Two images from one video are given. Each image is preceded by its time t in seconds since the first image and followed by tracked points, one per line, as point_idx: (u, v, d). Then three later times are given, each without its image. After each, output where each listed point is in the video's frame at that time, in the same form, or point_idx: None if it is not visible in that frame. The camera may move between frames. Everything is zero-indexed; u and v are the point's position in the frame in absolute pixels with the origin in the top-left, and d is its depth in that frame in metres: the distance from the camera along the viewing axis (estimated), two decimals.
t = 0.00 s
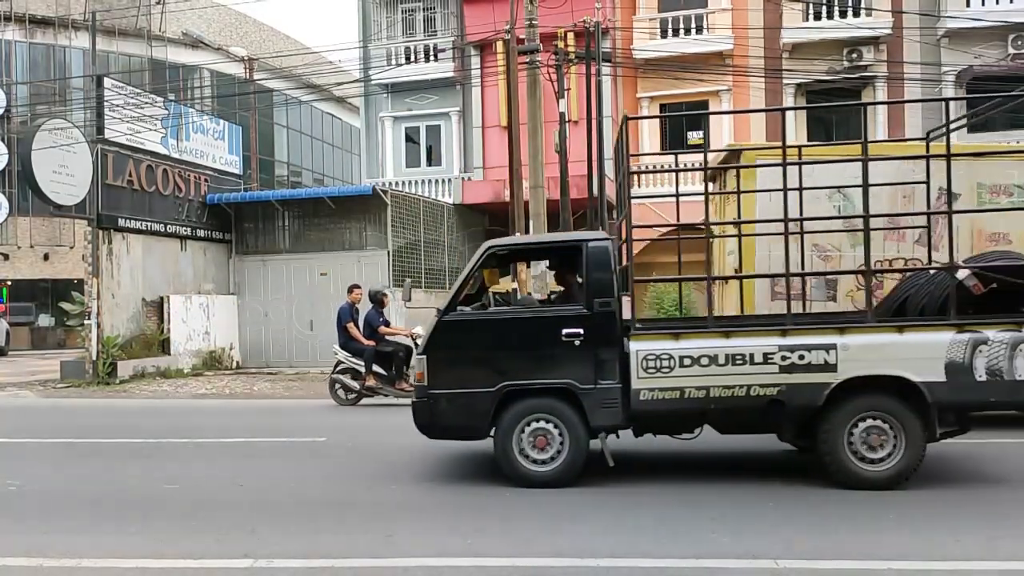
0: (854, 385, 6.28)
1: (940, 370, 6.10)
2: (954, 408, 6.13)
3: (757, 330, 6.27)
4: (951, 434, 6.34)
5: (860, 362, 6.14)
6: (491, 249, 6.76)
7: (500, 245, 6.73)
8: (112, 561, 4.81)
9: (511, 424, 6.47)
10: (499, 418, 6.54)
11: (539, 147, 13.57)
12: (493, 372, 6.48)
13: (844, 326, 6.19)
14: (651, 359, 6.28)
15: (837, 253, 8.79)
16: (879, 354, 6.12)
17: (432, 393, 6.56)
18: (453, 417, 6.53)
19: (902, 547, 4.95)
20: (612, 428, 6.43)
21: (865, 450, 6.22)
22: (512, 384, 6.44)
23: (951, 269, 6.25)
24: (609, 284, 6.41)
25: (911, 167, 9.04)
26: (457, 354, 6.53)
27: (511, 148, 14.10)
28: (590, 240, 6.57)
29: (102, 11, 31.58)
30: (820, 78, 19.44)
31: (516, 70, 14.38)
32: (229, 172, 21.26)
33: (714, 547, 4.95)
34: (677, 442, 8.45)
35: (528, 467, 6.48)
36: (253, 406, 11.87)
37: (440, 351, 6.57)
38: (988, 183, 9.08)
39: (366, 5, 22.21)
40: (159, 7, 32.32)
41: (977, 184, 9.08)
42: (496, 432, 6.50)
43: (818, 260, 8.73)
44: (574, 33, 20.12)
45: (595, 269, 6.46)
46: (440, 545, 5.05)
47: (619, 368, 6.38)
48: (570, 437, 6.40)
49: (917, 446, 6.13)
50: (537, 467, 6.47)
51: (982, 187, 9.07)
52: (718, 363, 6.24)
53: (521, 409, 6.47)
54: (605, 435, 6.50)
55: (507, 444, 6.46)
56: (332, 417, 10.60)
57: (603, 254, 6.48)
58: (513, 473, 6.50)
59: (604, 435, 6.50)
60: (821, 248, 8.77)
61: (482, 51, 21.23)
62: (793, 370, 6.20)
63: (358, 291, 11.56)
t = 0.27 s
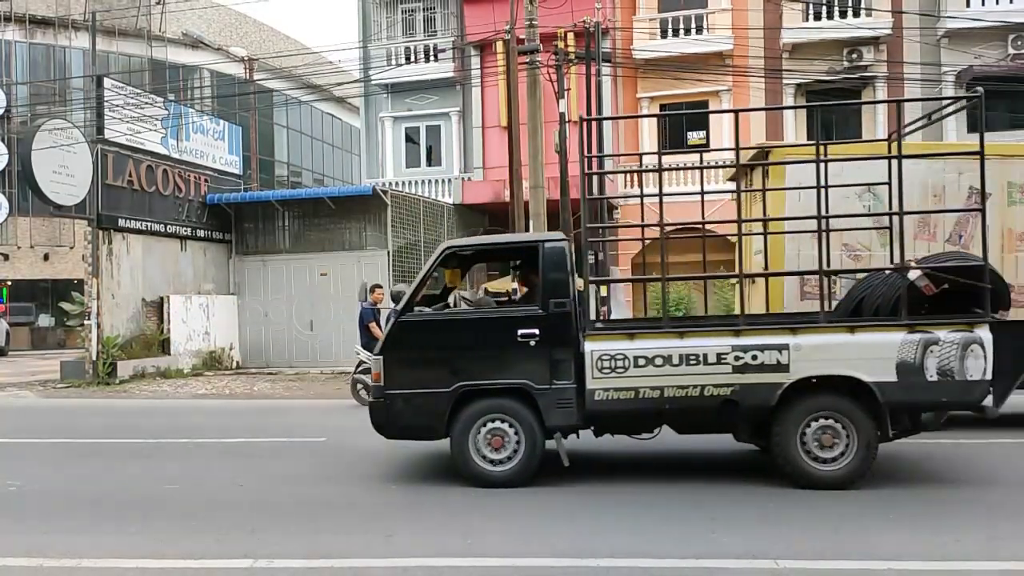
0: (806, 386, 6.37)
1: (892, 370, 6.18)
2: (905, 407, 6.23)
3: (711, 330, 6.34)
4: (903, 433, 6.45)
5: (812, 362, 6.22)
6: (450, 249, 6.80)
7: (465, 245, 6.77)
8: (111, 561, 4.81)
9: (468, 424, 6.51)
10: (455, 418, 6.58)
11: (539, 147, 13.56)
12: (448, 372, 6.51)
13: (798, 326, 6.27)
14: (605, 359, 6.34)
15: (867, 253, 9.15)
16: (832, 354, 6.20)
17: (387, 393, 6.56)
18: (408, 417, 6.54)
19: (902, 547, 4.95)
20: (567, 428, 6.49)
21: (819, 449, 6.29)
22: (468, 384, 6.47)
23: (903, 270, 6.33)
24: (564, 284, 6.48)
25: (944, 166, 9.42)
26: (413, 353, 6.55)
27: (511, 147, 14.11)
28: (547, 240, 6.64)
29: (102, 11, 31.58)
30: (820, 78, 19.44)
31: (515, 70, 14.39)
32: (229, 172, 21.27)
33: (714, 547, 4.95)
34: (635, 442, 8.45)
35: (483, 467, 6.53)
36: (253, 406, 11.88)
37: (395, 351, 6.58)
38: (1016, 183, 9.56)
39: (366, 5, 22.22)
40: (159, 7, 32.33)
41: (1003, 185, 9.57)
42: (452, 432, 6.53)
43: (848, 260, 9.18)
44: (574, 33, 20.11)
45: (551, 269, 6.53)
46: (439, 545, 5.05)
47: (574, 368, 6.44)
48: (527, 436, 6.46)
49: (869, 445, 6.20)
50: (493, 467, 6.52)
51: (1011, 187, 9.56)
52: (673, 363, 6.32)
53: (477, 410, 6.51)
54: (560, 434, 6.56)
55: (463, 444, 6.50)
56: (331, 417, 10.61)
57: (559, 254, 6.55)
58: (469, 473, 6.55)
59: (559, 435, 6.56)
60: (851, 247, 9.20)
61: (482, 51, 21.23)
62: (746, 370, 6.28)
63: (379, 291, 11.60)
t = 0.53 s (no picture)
0: (770, 386, 6.46)
1: (853, 370, 6.28)
2: (866, 407, 6.32)
3: (676, 330, 6.42)
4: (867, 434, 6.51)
5: (774, 362, 6.31)
6: (417, 249, 6.84)
7: (437, 245, 6.82)
8: (111, 561, 4.81)
9: (434, 424, 6.58)
10: (422, 418, 6.65)
11: (539, 147, 13.55)
12: (414, 372, 6.58)
13: (761, 326, 6.35)
14: (570, 359, 6.43)
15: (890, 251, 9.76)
16: (793, 354, 6.30)
17: (355, 393, 6.63)
18: (375, 417, 6.60)
19: (903, 547, 4.95)
20: (533, 428, 6.57)
21: (783, 448, 6.37)
22: (434, 384, 6.54)
23: (866, 271, 6.42)
24: (530, 284, 6.55)
25: (969, 165, 9.62)
26: (380, 353, 6.61)
27: (511, 147, 14.11)
28: (514, 240, 6.71)
29: (102, 11, 31.58)
30: (820, 78, 19.44)
31: (515, 70, 14.37)
32: (229, 172, 21.28)
33: (714, 547, 4.95)
34: (603, 442, 8.51)
35: (449, 466, 6.59)
36: (253, 406, 11.87)
37: (363, 351, 6.63)
38: None
39: (366, 5, 22.23)
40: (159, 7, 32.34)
41: None
42: (419, 432, 6.60)
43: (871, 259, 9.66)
44: (574, 33, 20.09)
45: (517, 269, 6.59)
46: (440, 545, 5.05)
47: (540, 369, 6.52)
48: (493, 436, 6.53)
49: (831, 445, 6.30)
50: (459, 467, 6.58)
51: None
52: (637, 363, 6.40)
53: (444, 409, 6.58)
54: (525, 434, 6.64)
55: (429, 443, 6.56)
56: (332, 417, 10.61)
57: (525, 254, 6.62)
58: (435, 472, 6.60)
59: (525, 435, 6.63)
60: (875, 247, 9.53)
61: (482, 51, 21.22)
62: (710, 370, 6.36)
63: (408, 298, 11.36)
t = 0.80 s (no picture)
0: (729, 386, 6.49)
1: (811, 370, 6.30)
2: (824, 407, 6.35)
3: (635, 331, 6.44)
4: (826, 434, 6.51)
5: (734, 362, 6.32)
6: (380, 249, 6.88)
7: (404, 246, 6.85)
8: (111, 561, 4.81)
9: (394, 424, 6.62)
10: (383, 418, 6.68)
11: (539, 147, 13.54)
12: (375, 373, 6.60)
13: (719, 327, 6.37)
14: (531, 359, 6.43)
15: (917, 252, 9.52)
16: (751, 354, 6.31)
17: (316, 394, 6.64)
18: (335, 417, 6.62)
19: (903, 547, 4.95)
20: (494, 428, 6.60)
21: (741, 448, 6.41)
22: (394, 385, 6.57)
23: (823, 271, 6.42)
24: (491, 285, 6.57)
25: (995, 165, 9.41)
26: (342, 353, 6.62)
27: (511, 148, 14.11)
28: (476, 241, 6.74)
29: (102, 11, 31.58)
30: (820, 78, 19.43)
31: (515, 70, 14.36)
32: (229, 172, 21.29)
33: (714, 547, 4.95)
34: (564, 442, 8.58)
35: (411, 467, 6.63)
36: (254, 406, 11.89)
37: (324, 352, 6.65)
38: None
39: (366, 5, 22.24)
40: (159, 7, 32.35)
41: None
42: (381, 432, 6.64)
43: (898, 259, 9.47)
44: (574, 33, 20.09)
45: (478, 270, 6.62)
46: (439, 545, 5.05)
47: (501, 368, 6.54)
48: (453, 437, 6.57)
49: (789, 445, 6.34)
50: (420, 467, 6.62)
51: None
52: (596, 363, 6.41)
53: (405, 410, 6.62)
54: (486, 435, 6.67)
55: (390, 444, 6.60)
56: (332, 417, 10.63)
57: (487, 255, 6.65)
58: (395, 472, 6.65)
59: (486, 435, 6.66)
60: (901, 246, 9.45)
61: (482, 51, 21.21)
62: (670, 370, 6.38)
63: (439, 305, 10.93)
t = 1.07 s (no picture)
0: (689, 386, 6.50)
1: (769, 370, 6.31)
2: (782, 408, 6.36)
3: (595, 332, 6.45)
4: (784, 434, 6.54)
5: (691, 363, 6.35)
6: (341, 250, 6.85)
7: (373, 246, 6.81)
8: (111, 561, 4.81)
9: (356, 424, 6.62)
10: (345, 419, 6.68)
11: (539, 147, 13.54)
12: (336, 373, 6.60)
13: (679, 328, 6.38)
14: (491, 360, 6.45)
15: (944, 252, 9.37)
16: (710, 355, 6.33)
17: (277, 394, 6.64)
18: (297, 418, 6.62)
19: (903, 547, 4.96)
20: (455, 428, 6.60)
21: (701, 448, 6.42)
22: (355, 386, 6.57)
23: (781, 271, 6.43)
24: (453, 286, 6.54)
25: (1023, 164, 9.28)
26: (304, 353, 6.62)
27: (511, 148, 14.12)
28: (438, 241, 6.71)
29: (102, 11, 31.56)
30: (820, 78, 19.42)
31: (515, 70, 14.35)
32: (229, 172, 21.30)
33: (714, 547, 4.95)
34: (528, 442, 8.62)
35: (373, 467, 6.64)
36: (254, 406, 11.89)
37: (286, 352, 6.65)
38: None
39: (366, 5, 22.25)
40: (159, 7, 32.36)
41: None
42: (343, 433, 6.64)
43: (926, 259, 9.40)
44: (574, 33, 20.10)
45: (440, 270, 6.60)
46: (439, 545, 5.05)
47: (462, 369, 6.54)
48: (414, 438, 6.58)
49: (748, 445, 6.35)
50: (382, 468, 6.63)
51: None
52: (557, 364, 6.43)
53: (366, 410, 6.62)
54: (448, 434, 6.67)
55: (352, 444, 6.61)
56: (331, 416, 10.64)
57: (448, 255, 6.63)
58: (356, 472, 6.66)
59: (448, 435, 6.67)
60: (929, 245, 9.38)
61: (482, 51, 21.21)
62: (629, 371, 6.40)
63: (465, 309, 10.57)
